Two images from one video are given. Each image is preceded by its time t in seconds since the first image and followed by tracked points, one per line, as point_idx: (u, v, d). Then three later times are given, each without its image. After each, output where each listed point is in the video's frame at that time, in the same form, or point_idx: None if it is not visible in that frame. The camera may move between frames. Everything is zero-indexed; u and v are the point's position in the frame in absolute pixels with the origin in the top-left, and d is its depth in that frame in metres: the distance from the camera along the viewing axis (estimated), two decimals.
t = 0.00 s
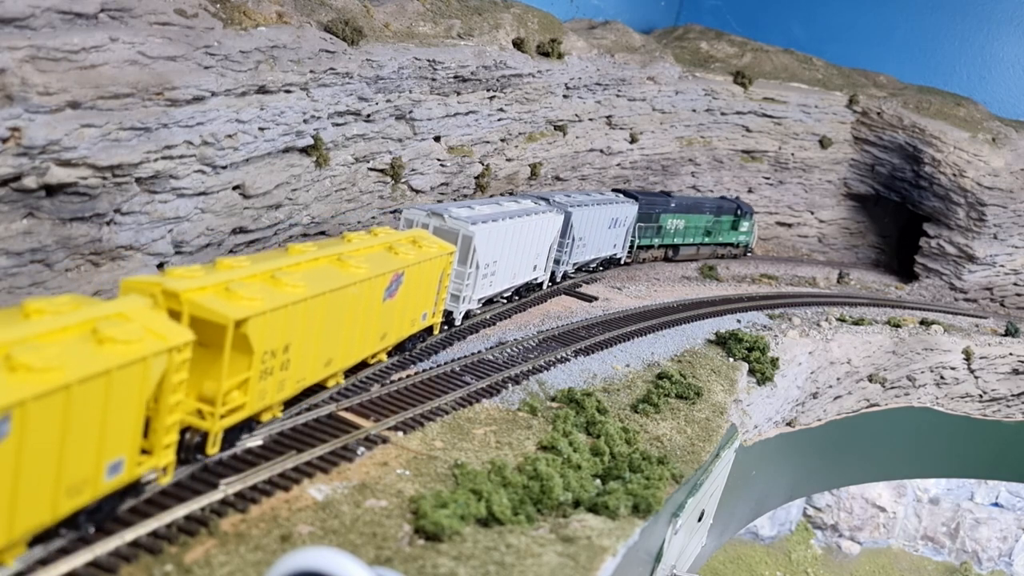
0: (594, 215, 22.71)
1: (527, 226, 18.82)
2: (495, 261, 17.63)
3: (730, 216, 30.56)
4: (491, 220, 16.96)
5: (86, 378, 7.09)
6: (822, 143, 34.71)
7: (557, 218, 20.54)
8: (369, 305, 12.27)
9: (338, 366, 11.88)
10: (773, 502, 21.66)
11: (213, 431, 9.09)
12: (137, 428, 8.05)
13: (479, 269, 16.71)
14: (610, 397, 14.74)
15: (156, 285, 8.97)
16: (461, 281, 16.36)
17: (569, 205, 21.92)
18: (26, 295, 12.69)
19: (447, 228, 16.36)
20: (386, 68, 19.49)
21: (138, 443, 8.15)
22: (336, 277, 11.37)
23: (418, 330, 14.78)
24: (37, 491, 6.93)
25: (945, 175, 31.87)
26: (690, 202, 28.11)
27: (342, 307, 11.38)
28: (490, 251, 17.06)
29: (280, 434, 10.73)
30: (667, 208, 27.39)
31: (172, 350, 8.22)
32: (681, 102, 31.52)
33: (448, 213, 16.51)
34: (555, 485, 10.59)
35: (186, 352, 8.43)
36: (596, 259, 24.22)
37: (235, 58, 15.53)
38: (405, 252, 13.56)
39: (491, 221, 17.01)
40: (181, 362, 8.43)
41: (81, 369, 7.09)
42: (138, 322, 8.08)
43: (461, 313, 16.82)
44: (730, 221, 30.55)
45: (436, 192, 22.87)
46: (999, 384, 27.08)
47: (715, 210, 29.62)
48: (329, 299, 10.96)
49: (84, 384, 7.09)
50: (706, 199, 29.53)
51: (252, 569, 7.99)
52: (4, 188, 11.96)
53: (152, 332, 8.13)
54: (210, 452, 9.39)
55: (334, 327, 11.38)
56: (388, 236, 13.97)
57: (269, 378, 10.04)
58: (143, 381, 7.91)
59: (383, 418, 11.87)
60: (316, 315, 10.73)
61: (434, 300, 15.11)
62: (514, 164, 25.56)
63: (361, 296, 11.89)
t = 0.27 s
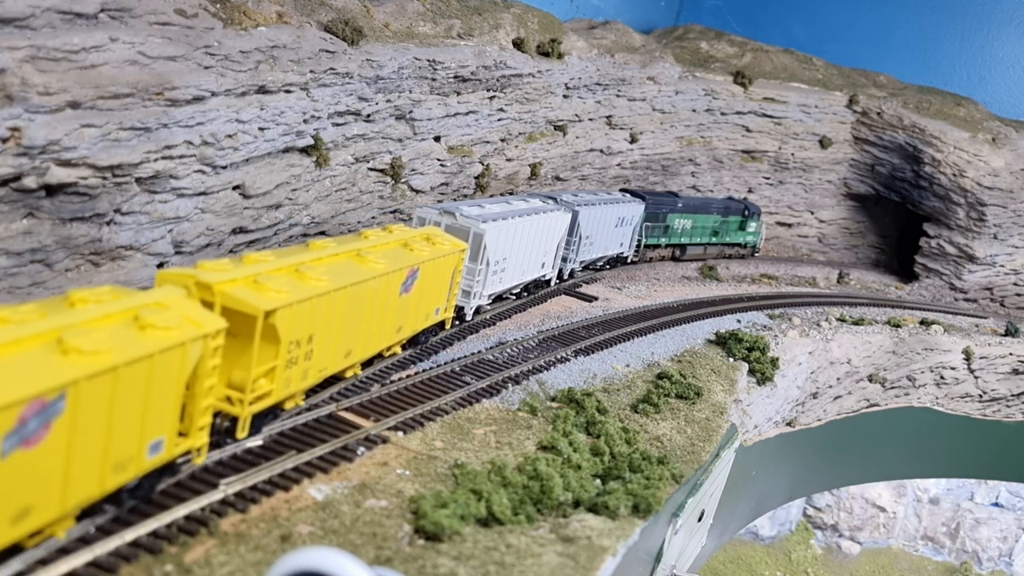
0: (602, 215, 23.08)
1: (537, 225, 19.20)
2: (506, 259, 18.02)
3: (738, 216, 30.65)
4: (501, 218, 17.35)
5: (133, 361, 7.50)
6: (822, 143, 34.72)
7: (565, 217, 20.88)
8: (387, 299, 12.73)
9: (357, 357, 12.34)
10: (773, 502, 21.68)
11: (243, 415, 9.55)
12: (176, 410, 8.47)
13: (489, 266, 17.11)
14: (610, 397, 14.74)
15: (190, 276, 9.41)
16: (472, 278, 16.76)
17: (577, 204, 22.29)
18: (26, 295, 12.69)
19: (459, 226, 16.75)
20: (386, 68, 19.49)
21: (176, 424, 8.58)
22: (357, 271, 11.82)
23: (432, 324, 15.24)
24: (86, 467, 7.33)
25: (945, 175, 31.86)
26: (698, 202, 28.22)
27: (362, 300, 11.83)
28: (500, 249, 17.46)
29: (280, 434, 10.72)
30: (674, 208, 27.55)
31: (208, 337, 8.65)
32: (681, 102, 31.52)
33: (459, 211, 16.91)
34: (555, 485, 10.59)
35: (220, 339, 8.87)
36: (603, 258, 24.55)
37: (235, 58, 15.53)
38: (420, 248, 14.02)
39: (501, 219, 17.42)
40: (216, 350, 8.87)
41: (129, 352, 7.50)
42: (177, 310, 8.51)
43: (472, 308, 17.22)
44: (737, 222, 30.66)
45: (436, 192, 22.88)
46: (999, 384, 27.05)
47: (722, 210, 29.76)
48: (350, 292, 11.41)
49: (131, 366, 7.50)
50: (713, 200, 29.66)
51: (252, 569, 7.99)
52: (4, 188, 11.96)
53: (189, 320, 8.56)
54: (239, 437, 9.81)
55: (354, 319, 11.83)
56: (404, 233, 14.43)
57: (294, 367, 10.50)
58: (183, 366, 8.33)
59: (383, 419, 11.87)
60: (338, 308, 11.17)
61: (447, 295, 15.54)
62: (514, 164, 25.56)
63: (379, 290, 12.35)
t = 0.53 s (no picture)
0: (608, 214, 23.50)
1: (545, 223, 19.71)
2: (515, 256, 18.54)
3: (745, 217, 30.94)
4: (510, 217, 17.86)
5: (173, 346, 8.07)
6: (822, 143, 34.73)
7: (572, 216, 21.35)
8: (401, 293, 13.29)
9: (373, 348, 12.90)
10: (773, 502, 21.71)
11: (270, 401, 10.11)
12: (210, 394, 9.05)
13: (499, 263, 17.63)
14: (610, 397, 14.74)
15: (220, 269, 9.98)
16: (483, 275, 17.29)
17: (584, 203, 22.72)
18: (26, 295, 12.70)
19: (471, 225, 17.25)
20: (386, 68, 19.49)
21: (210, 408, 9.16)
22: (374, 266, 12.40)
23: (443, 318, 15.83)
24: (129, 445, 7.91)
25: (945, 175, 31.86)
26: (705, 202, 28.54)
27: (379, 294, 12.42)
28: (510, 246, 17.98)
29: (280, 434, 10.72)
30: (681, 208, 27.94)
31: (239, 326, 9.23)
32: (681, 102, 31.51)
33: (470, 210, 17.41)
34: (555, 485, 10.59)
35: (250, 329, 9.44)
36: (610, 255, 25.00)
37: (235, 58, 15.53)
38: (433, 245, 14.60)
39: (511, 218, 17.92)
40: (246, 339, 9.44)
41: (170, 338, 8.08)
42: (211, 301, 9.09)
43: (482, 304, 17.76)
44: (745, 222, 30.92)
45: (436, 192, 22.88)
46: (999, 384, 26.94)
47: (729, 211, 30.04)
48: (368, 286, 11.97)
49: (171, 352, 8.09)
50: (721, 200, 29.95)
51: (251, 569, 7.99)
52: (4, 188, 11.96)
53: (222, 309, 9.14)
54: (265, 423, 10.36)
55: (371, 312, 12.41)
56: (417, 231, 14.99)
57: (317, 357, 11.06)
58: (217, 353, 8.92)
59: (383, 419, 11.87)
60: (357, 301, 11.75)
61: (458, 291, 16.10)
62: (514, 164, 25.57)
63: (395, 284, 12.93)
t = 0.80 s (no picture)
0: (615, 213, 23.92)
1: (553, 222, 20.16)
2: (524, 254, 18.99)
3: (753, 218, 31.26)
4: (519, 216, 18.32)
5: (207, 335, 8.62)
6: (822, 143, 34.74)
7: (579, 214, 21.81)
8: (416, 288, 13.82)
9: (390, 340, 13.43)
10: (773, 502, 21.73)
11: (294, 388, 10.66)
12: (240, 380, 9.61)
13: (509, 261, 18.08)
14: (610, 397, 14.74)
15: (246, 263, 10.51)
16: (493, 272, 17.74)
17: (591, 202, 23.13)
18: (26, 295, 12.71)
19: (481, 223, 17.73)
20: (386, 68, 19.49)
21: (240, 393, 9.73)
22: (390, 261, 12.92)
23: (455, 313, 16.33)
24: (168, 427, 8.47)
25: (945, 175, 31.86)
26: (712, 203, 28.87)
27: (394, 288, 12.94)
28: (519, 244, 18.43)
29: (280, 434, 10.72)
30: (689, 208, 28.32)
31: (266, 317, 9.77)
32: (681, 102, 31.50)
33: (481, 208, 17.91)
34: (555, 485, 10.59)
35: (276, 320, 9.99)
36: (618, 254, 25.44)
37: (235, 58, 15.53)
38: (446, 242, 15.12)
39: (520, 216, 18.42)
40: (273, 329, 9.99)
41: (204, 327, 8.63)
42: (240, 293, 9.64)
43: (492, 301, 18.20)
44: (752, 223, 31.21)
45: (436, 192, 22.88)
46: (999, 384, 26.94)
47: (737, 212, 30.36)
48: (385, 281, 12.50)
49: (206, 340, 8.63)
50: (728, 201, 30.28)
51: (251, 569, 7.99)
52: (4, 188, 11.96)
53: (251, 301, 9.68)
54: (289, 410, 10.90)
55: (387, 305, 12.93)
56: (430, 229, 15.51)
57: (337, 348, 11.58)
58: (247, 341, 9.48)
59: (383, 418, 11.87)
60: (374, 294, 12.26)
61: (469, 286, 16.58)
62: (514, 164, 25.57)
63: (410, 279, 13.45)
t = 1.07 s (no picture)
0: (622, 213, 24.29)
1: (560, 220, 20.57)
2: (532, 252, 19.40)
3: (760, 218, 31.52)
4: (528, 214, 18.73)
5: (238, 324, 9.05)
6: (822, 143, 34.75)
7: (585, 213, 22.20)
8: (429, 283, 14.29)
9: (403, 333, 13.91)
10: (773, 502, 21.76)
11: (315, 378, 11.11)
12: (267, 368, 10.04)
13: (518, 258, 18.49)
14: (610, 397, 14.74)
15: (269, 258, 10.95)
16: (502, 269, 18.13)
17: (598, 202, 23.49)
18: (26, 295, 12.71)
19: (491, 221, 18.11)
20: (386, 68, 19.50)
21: (268, 380, 10.19)
22: (405, 257, 13.39)
23: (465, 308, 16.78)
24: (203, 410, 8.91)
25: (945, 175, 31.87)
26: (720, 204, 29.16)
27: (408, 283, 13.41)
28: (528, 242, 18.84)
29: (280, 434, 10.72)
30: (695, 209, 28.59)
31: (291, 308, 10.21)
32: (681, 102, 31.50)
33: (491, 207, 18.29)
34: (555, 485, 10.59)
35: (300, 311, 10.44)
36: (624, 253, 25.81)
37: (235, 58, 15.53)
38: (457, 239, 15.59)
39: (529, 215, 18.81)
40: (298, 320, 10.44)
41: (235, 317, 9.05)
42: (267, 285, 10.08)
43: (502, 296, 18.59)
44: (760, 223, 31.45)
45: (436, 192, 22.88)
46: (999, 384, 26.92)
47: (744, 212, 30.65)
48: (400, 276, 12.97)
49: (237, 328, 9.06)
50: (735, 201, 30.56)
51: (252, 569, 8.00)
52: (4, 188, 11.96)
53: (277, 293, 10.12)
54: (309, 399, 11.36)
55: (402, 299, 13.39)
56: (441, 226, 15.96)
57: (355, 339, 12.05)
58: (274, 331, 9.93)
59: (383, 419, 11.87)
60: (390, 289, 12.73)
61: (479, 283, 17.04)
62: (514, 164, 25.57)
63: (423, 275, 13.93)
